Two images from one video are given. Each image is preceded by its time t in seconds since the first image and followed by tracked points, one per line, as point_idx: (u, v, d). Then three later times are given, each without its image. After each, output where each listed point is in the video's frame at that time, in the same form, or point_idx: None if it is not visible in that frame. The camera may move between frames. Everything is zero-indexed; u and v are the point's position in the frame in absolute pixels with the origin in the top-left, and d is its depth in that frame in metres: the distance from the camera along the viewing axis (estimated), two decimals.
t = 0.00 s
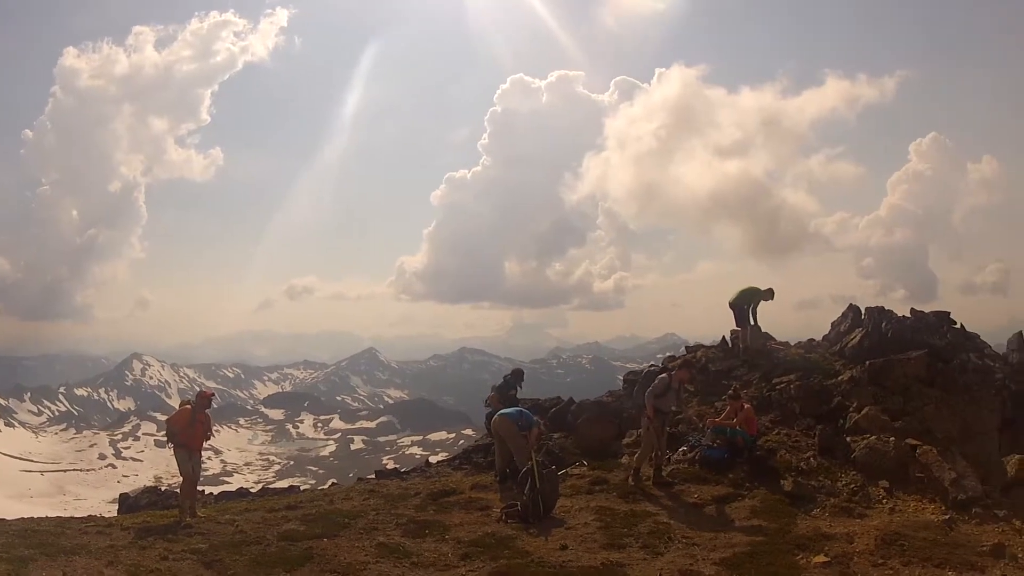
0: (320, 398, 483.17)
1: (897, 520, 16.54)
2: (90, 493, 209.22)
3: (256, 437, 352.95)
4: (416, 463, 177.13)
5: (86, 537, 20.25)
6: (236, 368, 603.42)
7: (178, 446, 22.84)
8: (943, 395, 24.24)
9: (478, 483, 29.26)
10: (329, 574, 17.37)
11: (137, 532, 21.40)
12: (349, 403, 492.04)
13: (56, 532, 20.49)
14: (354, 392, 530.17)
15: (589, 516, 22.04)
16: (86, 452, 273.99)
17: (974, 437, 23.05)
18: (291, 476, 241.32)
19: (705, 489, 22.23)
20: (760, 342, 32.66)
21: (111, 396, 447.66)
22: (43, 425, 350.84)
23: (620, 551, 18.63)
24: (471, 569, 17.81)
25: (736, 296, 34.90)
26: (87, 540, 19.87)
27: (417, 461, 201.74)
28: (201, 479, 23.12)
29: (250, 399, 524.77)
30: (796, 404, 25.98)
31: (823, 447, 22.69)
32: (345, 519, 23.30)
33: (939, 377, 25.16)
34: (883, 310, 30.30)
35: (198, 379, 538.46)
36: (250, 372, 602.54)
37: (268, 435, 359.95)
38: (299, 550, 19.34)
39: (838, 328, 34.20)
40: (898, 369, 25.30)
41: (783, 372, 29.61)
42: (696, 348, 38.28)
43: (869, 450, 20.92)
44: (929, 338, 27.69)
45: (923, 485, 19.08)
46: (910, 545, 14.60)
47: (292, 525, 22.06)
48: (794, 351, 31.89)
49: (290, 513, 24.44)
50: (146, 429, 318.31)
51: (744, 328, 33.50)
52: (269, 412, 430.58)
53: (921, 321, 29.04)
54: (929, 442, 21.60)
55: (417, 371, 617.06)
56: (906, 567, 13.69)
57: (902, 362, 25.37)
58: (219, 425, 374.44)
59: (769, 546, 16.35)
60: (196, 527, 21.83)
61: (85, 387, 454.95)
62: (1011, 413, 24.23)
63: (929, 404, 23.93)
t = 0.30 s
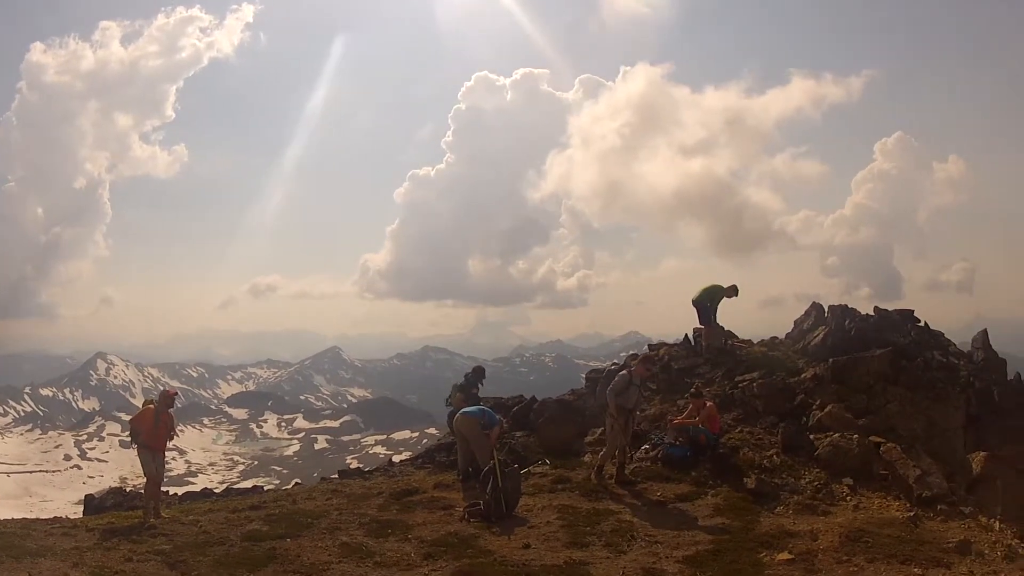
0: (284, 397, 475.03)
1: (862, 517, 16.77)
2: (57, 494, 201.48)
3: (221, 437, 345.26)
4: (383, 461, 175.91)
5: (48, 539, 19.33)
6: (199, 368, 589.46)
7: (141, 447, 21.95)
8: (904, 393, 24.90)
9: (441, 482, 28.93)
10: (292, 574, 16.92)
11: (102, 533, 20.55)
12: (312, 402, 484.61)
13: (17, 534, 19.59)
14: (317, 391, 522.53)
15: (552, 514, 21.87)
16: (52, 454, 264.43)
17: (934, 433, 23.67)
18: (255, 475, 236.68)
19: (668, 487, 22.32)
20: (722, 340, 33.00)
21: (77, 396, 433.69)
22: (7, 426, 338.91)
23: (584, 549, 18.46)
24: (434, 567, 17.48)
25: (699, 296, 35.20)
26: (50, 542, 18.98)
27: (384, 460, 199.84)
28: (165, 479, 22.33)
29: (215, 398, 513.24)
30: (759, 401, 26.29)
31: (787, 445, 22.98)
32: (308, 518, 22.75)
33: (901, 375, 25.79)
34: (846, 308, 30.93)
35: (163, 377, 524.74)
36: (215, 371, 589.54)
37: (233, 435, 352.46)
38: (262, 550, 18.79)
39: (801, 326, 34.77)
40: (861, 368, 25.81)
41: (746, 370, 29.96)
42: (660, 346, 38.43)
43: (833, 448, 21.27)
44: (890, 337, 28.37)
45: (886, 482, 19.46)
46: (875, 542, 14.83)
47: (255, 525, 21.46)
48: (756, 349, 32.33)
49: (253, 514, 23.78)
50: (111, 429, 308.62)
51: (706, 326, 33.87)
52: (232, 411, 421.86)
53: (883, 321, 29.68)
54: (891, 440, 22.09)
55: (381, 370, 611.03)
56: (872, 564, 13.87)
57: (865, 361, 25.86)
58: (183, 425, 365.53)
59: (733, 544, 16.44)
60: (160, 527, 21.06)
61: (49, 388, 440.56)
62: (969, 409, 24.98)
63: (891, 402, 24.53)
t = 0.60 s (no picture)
0: (241, 394, 464.30)
1: (821, 512, 17.05)
2: (16, 492, 192.38)
3: (179, 434, 336.28)
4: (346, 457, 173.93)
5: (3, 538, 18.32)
6: (157, 364, 572.33)
7: (100, 445, 20.95)
8: (858, 389, 25.58)
9: (398, 479, 28.51)
10: (250, 570, 16.38)
11: (62, 531, 19.56)
12: (269, 399, 474.99)
13: None
14: (274, 388, 512.49)
15: (508, 510, 21.61)
16: (12, 450, 252.80)
17: (889, 430, 24.29)
18: (214, 472, 230.92)
19: (626, 483, 22.40)
20: (680, 336, 33.37)
21: (36, 394, 416.88)
22: None
23: (541, 545, 18.15)
24: (392, 564, 17.03)
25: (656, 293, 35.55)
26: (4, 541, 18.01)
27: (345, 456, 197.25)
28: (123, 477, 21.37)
29: (174, 395, 499.03)
30: (716, 397, 26.61)
31: (744, 441, 23.31)
32: (266, 515, 22.07)
33: (856, 373, 26.47)
34: (802, 306, 31.65)
35: (121, 374, 508.08)
36: (173, 368, 573.45)
37: (191, 432, 343.66)
38: (220, 548, 18.17)
39: (759, 323, 35.43)
40: (817, 366, 26.41)
41: (703, 367, 30.36)
42: (616, 342, 38.65)
43: (790, 444, 21.69)
44: (845, 335, 29.11)
45: (844, 478, 19.99)
46: (834, 537, 15.16)
47: (214, 522, 20.75)
48: (714, 346, 32.79)
49: (211, 511, 22.95)
50: (69, 426, 297.08)
51: (663, 325, 34.23)
52: (190, 408, 411.09)
53: (838, 318, 30.46)
54: (847, 437, 22.65)
55: (339, 367, 602.57)
56: (830, 558, 14.18)
57: (821, 359, 26.48)
58: (141, 423, 355.20)
59: (691, 540, 16.53)
60: (119, 525, 20.17)
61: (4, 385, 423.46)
62: (923, 405, 25.73)
63: (846, 399, 25.12)
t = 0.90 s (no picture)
0: (200, 391, 454.13)
1: (779, 511, 17.28)
2: None
3: (139, 432, 327.72)
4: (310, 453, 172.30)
5: None
6: (115, 360, 556.30)
7: (57, 441, 19.77)
8: (816, 388, 26.02)
9: (355, 476, 27.95)
10: (209, 569, 15.78)
11: (17, 530, 18.53)
12: (228, 395, 465.75)
13: None
14: (234, 384, 502.77)
15: (465, 508, 21.20)
16: None
17: (848, 429, 24.68)
18: (174, 470, 225.82)
19: (583, 481, 22.33)
20: (638, 335, 33.58)
21: None
22: None
23: (498, 542, 17.73)
24: (349, 562, 16.51)
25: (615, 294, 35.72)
26: None
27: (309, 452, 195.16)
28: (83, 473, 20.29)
29: (134, 391, 485.90)
30: (673, 396, 26.88)
31: (701, 439, 23.59)
32: (224, 513, 21.25)
33: (815, 372, 26.93)
34: (762, 305, 32.18)
35: (80, 370, 492.61)
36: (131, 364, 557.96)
37: (151, 429, 335.13)
38: (178, 546, 17.48)
39: (716, 323, 35.91)
40: (776, 365, 26.87)
41: (661, 366, 30.56)
42: (575, 341, 38.61)
43: (748, 442, 21.98)
44: (803, 335, 29.65)
45: (803, 478, 20.33)
46: (792, 535, 15.41)
47: (172, 521, 19.91)
48: (671, 345, 33.10)
49: (170, 508, 22.01)
50: (29, 424, 287.28)
51: (620, 324, 34.45)
52: (149, 405, 400.70)
53: (796, 318, 31.02)
54: (805, 436, 23.05)
55: (299, 363, 594.12)
56: (788, 556, 14.39)
57: (779, 359, 26.96)
58: (98, 419, 345.08)
59: (648, 538, 16.50)
60: (78, 523, 19.24)
61: None
62: (882, 405, 26.17)
63: (804, 398, 25.51)
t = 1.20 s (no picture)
0: (162, 389, 442.90)
1: (741, 513, 17.44)
2: None
3: (103, 431, 318.49)
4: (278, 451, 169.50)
5: None
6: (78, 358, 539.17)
7: (21, 440, 18.91)
8: (777, 389, 26.42)
9: (317, 476, 27.22)
10: (171, 570, 15.23)
11: None
12: (191, 394, 455.48)
13: None
14: (196, 383, 492.13)
15: (426, 508, 20.82)
16: None
17: (810, 430, 25.11)
18: (136, 469, 219.98)
19: (543, 482, 22.24)
20: (600, 337, 33.75)
21: None
22: None
23: (459, 542, 17.44)
24: (311, 561, 16.02)
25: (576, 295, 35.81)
26: None
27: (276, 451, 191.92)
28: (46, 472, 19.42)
29: (97, 391, 471.95)
30: (635, 397, 27.10)
31: (663, 439, 23.83)
32: (186, 513, 20.44)
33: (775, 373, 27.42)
34: (724, 307, 32.63)
35: (43, 368, 476.80)
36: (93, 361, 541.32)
37: (114, 428, 325.63)
38: (141, 546, 16.80)
39: (678, 324, 36.25)
40: (738, 366, 27.34)
41: (621, 366, 30.73)
42: (535, 342, 38.55)
43: (710, 444, 22.16)
44: (765, 335, 30.14)
45: (764, 478, 20.59)
46: (755, 536, 15.54)
47: (135, 521, 19.10)
48: (633, 345, 33.34)
49: (133, 509, 21.11)
50: None
51: (582, 325, 34.59)
52: (111, 404, 389.52)
53: (757, 319, 31.57)
54: (766, 437, 23.41)
55: (262, 361, 583.73)
56: (751, 557, 14.52)
57: (741, 360, 27.41)
58: (59, 418, 333.96)
59: (609, 538, 16.51)
60: (42, 522, 18.46)
61: None
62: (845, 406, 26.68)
63: (766, 398, 25.83)
